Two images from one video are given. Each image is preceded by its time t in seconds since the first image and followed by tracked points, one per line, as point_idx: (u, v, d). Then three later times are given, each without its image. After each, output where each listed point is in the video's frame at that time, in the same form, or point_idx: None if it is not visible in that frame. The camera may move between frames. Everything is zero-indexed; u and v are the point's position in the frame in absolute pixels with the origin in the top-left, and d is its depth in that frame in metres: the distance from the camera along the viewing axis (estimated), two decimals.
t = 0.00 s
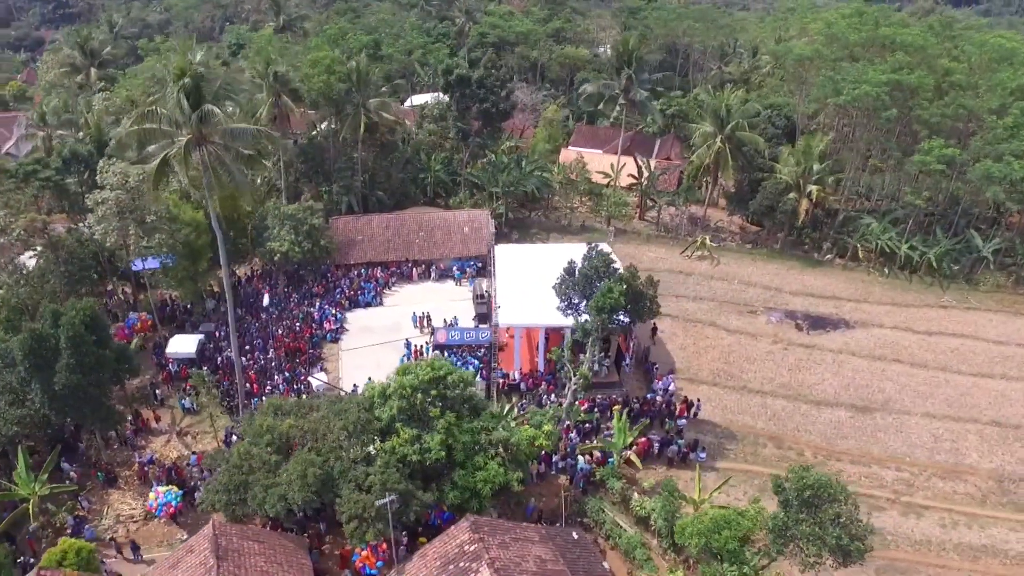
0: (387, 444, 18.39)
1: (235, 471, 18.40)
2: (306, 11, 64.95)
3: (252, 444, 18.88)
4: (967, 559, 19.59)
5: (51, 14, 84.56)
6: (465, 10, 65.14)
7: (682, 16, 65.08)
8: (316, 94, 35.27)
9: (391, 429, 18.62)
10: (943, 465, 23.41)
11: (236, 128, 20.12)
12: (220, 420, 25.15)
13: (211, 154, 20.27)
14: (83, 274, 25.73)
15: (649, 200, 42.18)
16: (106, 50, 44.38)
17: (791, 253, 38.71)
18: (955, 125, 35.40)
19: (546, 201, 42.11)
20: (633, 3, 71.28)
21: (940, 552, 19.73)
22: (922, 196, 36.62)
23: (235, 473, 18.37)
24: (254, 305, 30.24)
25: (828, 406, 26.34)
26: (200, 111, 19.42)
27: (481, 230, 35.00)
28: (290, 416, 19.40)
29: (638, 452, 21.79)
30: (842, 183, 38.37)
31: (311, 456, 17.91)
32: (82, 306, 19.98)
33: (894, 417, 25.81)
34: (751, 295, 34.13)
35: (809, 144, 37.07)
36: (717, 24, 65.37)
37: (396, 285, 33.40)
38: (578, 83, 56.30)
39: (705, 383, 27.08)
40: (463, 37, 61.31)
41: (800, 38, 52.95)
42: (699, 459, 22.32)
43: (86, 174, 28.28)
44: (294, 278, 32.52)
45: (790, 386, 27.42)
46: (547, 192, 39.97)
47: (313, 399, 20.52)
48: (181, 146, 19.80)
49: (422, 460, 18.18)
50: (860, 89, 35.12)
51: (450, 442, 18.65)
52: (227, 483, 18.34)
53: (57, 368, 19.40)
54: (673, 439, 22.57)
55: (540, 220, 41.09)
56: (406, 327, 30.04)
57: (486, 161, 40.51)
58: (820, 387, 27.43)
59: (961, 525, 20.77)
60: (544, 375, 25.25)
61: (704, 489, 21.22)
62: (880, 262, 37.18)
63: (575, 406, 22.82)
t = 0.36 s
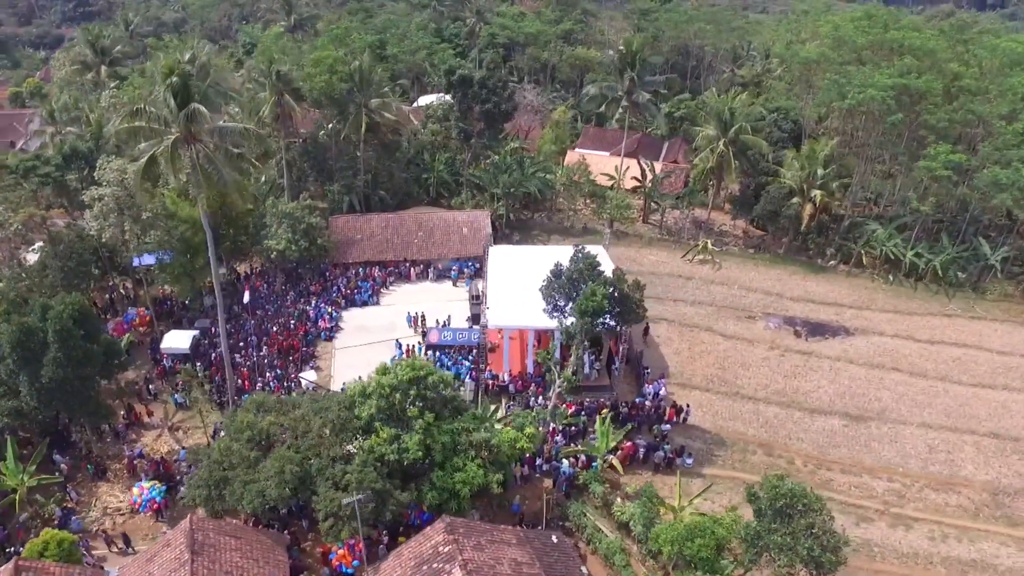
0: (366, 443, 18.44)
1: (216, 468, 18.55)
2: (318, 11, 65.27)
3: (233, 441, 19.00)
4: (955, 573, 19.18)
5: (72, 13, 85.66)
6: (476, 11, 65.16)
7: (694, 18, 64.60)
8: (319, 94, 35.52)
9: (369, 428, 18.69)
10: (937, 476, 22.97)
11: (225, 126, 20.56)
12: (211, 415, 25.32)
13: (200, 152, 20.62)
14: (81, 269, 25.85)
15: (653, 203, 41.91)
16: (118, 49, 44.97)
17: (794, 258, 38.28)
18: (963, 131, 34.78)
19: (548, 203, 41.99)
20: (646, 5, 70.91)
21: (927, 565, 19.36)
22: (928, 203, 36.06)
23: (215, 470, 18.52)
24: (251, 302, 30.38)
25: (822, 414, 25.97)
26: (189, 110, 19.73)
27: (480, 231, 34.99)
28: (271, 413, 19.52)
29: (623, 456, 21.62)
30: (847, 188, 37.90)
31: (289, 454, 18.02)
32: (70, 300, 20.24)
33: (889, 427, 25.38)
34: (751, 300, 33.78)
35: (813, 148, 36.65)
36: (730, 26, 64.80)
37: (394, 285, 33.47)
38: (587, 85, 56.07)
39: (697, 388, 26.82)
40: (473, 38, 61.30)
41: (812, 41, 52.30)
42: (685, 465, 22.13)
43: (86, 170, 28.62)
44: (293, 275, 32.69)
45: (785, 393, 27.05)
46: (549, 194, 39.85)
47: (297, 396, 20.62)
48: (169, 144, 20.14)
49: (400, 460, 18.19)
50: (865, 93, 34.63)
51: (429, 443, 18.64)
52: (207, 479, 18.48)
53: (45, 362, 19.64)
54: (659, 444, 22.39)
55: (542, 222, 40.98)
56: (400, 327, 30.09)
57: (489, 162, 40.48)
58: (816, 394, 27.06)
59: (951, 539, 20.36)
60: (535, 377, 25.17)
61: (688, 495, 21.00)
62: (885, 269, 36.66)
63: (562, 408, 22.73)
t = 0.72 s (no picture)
0: (344, 441, 18.53)
1: (196, 462, 18.76)
2: (331, 10, 65.69)
3: (214, 435, 19.20)
4: None
5: (93, 10, 86.88)
6: (488, 12, 65.23)
7: (706, 20, 64.16)
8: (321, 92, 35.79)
9: (348, 426, 18.78)
10: (928, 487, 22.60)
11: (216, 124, 20.96)
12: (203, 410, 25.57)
13: (191, 149, 20.96)
14: (80, 262, 26.45)
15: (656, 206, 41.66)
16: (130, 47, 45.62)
17: (797, 264, 37.88)
18: (971, 136, 34.19)
19: (551, 204, 41.93)
20: (659, 7, 70.51)
21: None
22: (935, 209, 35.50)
23: (196, 463, 18.74)
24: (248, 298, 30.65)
25: (814, 421, 25.66)
26: (178, 108, 20.04)
27: (479, 231, 35.06)
28: (254, 409, 19.71)
29: (606, 460, 21.51)
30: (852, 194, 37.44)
31: (267, 449, 18.17)
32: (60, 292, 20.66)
33: (882, 435, 25.02)
34: (750, 305, 33.48)
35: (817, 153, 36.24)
36: (743, 28, 64.29)
37: (392, 283, 33.59)
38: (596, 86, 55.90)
39: (689, 393, 26.63)
40: (484, 38, 61.37)
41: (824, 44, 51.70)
42: (670, 470, 21.99)
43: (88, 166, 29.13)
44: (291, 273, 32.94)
45: (778, 399, 26.75)
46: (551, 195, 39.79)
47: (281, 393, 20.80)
48: (159, 141, 20.44)
49: (377, 458, 18.27)
50: (871, 97, 34.18)
51: (407, 441, 18.69)
52: (187, 472, 18.69)
53: (34, 353, 20.03)
54: (644, 448, 22.26)
55: (544, 223, 40.91)
56: (395, 325, 30.21)
57: (492, 163, 40.51)
58: (810, 401, 26.75)
59: (937, 550, 20.03)
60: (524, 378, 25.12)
61: (670, 500, 20.86)
62: (889, 276, 36.15)
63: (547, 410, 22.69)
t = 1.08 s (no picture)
0: (319, 438, 18.61)
1: (174, 456, 18.92)
2: (338, 10, 66.06)
3: (192, 431, 19.36)
4: None
5: (107, 8, 87.90)
6: (493, 12, 65.30)
7: (712, 21, 63.89)
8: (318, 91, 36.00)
9: (325, 423, 18.89)
10: (913, 494, 22.35)
11: (200, 123, 21.17)
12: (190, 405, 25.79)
13: (176, 147, 21.20)
14: (75, 258, 26.68)
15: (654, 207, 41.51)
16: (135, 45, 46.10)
17: (794, 267, 37.61)
18: (971, 140, 33.78)
19: (549, 204, 41.89)
20: (665, 8, 70.29)
21: None
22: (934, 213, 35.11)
23: (173, 458, 18.90)
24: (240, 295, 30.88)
25: (801, 425, 25.47)
26: (162, 107, 20.26)
27: (473, 231, 35.13)
28: (232, 405, 19.86)
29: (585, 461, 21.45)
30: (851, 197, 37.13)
31: (242, 445, 18.31)
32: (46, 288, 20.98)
33: (870, 441, 24.79)
34: (743, 308, 33.29)
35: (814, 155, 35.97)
36: (750, 30, 64.01)
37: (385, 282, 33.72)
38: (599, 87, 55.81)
39: (675, 395, 26.52)
40: (488, 39, 61.46)
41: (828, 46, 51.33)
42: (650, 472, 21.91)
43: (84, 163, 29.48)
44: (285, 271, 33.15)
45: (766, 403, 26.57)
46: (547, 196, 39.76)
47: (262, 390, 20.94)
48: (144, 139, 20.66)
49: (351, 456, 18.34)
50: (868, 99, 33.89)
51: (382, 440, 18.76)
52: (165, 467, 18.86)
53: (19, 347, 20.31)
54: (624, 450, 22.21)
55: (540, 223, 40.90)
56: (385, 324, 30.32)
57: (489, 163, 40.56)
58: (798, 405, 26.56)
59: (917, 558, 19.81)
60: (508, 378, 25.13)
61: (648, 502, 20.78)
62: (886, 280, 35.81)
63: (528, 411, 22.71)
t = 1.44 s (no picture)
0: (293, 433, 18.77)
1: (151, 450, 19.14)
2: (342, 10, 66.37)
3: (170, 425, 19.56)
4: None
5: (117, 7, 88.65)
6: (496, 13, 65.35)
7: (716, 22, 63.65)
8: (313, 90, 36.24)
9: (300, 419, 19.05)
10: (893, 498, 22.19)
11: (183, 120, 21.39)
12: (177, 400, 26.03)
13: (160, 144, 21.46)
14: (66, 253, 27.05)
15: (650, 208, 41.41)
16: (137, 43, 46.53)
17: (789, 269, 37.41)
18: (967, 142, 33.45)
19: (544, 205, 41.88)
20: (669, 8, 70.02)
21: None
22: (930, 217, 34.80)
23: (150, 452, 19.10)
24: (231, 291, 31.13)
25: (785, 428, 25.34)
26: (144, 104, 20.51)
27: (464, 230, 35.26)
28: (210, 400, 20.05)
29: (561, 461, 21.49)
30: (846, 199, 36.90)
31: (217, 440, 18.48)
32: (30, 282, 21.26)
33: (854, 445, 24.63)
34: (733, 310, 33.16)
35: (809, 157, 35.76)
36: (754, 31, 63.71)
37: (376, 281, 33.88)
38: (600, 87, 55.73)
39: (660, 396, 26.48)
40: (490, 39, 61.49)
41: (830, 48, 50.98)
42: (627, 472, 21.94)
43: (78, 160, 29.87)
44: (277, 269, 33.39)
45: (751, 406, 26.47)
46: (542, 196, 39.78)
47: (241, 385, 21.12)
48: (127, 136, 20.93)
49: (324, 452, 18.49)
50: (863, 101, 33.69)
51: (356, 437, 18.89)
52: (142, 460, 19.08)
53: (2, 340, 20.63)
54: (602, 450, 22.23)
55: (535, 223, 40.92)
56: (374, 322, 30.49)
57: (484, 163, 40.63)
58: (783, 408, 26.44)
59: (893, 563, 19.66)
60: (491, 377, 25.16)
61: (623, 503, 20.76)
62: (881, 283, 35.56)
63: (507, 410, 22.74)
